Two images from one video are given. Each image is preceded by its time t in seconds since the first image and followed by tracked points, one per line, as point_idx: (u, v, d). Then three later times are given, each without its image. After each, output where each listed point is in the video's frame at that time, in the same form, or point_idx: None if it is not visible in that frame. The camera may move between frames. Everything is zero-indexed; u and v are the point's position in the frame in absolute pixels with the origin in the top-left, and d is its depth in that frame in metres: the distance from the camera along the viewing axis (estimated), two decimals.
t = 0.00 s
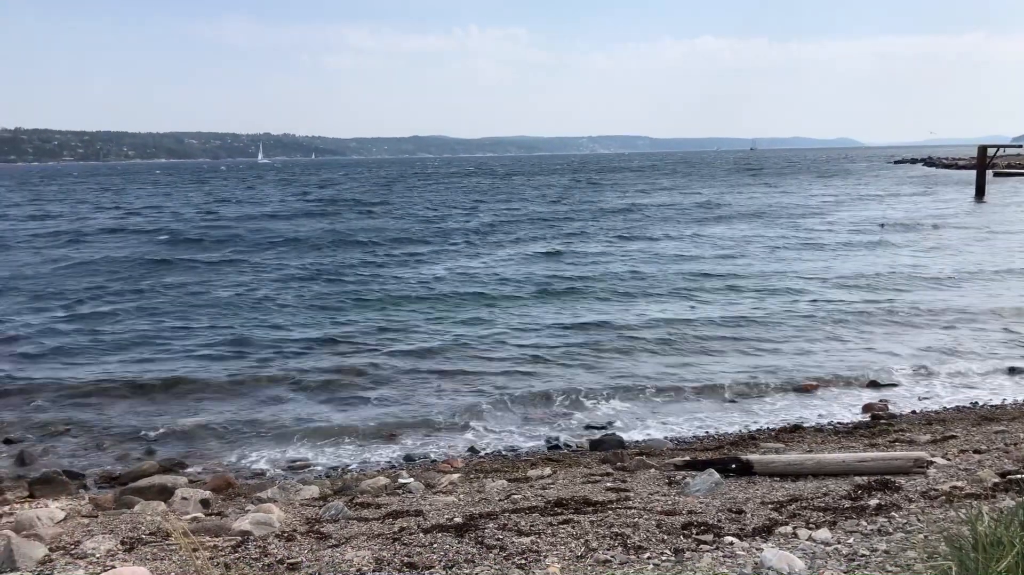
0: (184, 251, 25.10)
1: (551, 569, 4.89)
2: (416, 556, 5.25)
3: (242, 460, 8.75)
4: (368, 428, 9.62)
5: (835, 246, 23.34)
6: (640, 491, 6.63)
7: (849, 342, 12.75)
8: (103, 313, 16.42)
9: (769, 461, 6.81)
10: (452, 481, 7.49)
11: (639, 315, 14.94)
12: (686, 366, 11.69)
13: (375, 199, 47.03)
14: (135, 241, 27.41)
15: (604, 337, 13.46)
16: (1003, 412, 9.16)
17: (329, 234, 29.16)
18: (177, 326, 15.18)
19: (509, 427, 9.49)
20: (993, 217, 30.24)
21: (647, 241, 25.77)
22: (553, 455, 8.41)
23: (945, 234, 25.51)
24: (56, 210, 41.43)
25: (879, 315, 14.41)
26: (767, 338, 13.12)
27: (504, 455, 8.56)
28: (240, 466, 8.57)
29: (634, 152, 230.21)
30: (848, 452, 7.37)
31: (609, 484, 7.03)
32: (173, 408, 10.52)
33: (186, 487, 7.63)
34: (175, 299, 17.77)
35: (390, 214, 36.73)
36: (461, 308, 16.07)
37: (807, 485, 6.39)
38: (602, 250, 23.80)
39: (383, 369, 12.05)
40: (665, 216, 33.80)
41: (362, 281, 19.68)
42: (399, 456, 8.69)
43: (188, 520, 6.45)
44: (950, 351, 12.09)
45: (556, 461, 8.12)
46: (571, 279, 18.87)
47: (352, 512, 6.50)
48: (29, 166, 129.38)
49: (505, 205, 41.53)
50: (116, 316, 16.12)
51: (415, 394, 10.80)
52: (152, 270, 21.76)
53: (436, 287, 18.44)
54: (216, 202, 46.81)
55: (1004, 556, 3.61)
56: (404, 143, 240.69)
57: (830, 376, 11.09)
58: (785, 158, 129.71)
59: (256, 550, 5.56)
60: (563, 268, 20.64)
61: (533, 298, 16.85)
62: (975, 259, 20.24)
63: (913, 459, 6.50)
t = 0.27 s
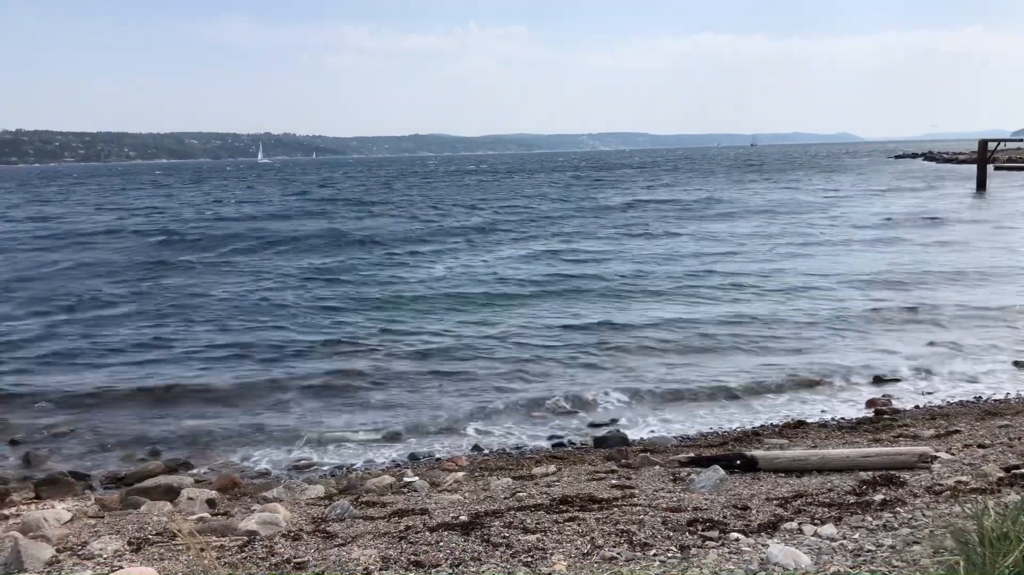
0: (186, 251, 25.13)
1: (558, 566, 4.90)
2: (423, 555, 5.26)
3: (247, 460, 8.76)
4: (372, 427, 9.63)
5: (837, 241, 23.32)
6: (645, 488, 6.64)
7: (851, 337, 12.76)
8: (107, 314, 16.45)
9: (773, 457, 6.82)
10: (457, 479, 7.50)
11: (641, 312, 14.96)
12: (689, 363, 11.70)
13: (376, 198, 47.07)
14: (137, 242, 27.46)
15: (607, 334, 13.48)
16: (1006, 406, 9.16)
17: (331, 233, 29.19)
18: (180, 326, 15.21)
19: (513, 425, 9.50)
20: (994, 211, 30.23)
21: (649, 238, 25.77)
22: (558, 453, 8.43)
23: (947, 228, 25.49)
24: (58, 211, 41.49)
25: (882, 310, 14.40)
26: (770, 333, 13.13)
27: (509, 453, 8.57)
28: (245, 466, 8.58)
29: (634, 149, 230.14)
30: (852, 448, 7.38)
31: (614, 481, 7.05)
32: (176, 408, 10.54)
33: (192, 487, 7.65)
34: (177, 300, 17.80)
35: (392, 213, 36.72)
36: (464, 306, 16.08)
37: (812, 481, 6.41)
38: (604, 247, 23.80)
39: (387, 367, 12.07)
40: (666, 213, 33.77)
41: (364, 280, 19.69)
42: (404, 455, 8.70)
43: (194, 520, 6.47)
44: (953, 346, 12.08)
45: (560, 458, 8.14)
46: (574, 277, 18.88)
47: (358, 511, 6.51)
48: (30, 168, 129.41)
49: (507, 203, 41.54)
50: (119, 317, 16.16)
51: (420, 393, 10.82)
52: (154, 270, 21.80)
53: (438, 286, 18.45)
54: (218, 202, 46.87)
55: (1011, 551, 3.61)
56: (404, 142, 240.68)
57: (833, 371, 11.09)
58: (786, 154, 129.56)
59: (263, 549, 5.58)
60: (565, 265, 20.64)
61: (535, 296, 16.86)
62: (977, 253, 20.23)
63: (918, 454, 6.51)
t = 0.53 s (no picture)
0: (189, 251, 25.15)
1: (562, 565, 4.90)
2: (427, 554, 5.26)
3: (250, 459, 8.76)
4: (375, 426, 9.63)
5: (838, 239, 23.31)
6: (649, 487, 6.64)
7: (854, 335, 12.74)
8: (109, 314, 16.47)
9: (777, 455, 6.82)
10: (461, 478, 7.50)
11: (644, 310, 14.95)
12: (692, 361, 11.69)
13: (378, 197, 47.09)
14: (139, 241, 27.48)
15: (609, 332, 13.47)
16: (1010, 404, 9.15)
17: (333, 232, 29.20)
18: (182, 326, 15.21)
19: (515, 424, 9.49)
20: (996, 208, 30.19)
21: (650, 236, 25.75)
22: (561, 451, 8.42)
23: (949, 225, 25.47)
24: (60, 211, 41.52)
25: (884, 308, 14.39)
26: (772, 331, 13.13)
27: (512, 452, 8.57)
28: (248, 465, 8.59)
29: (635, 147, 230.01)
30: (856, 446, 7.38)
31: (617, 479, 7.04)
32: (179, 408, 10.54)
33: (196, 487, 7.66)
34: (179, 299, 17.80)
35: (394, 212, 36.73)
36: (466, 305, 16.08)
37: (816, 479, 6.40)
38: (606, 246, 23.80)
39: (389, 366, 12.07)
40: (667, 211, 33.74)
41: (366, 279, 19.70)
42: (407, 454, 8.70)
43: (198, 519, 6.47)
44: (956, 343, 12.07)
45: (564, 457, 8.14)
46: (575, 275, 18.89)
47: (362, 511, 6.51)
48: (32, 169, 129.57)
49: (509, 201, 41.54)
50: (121, 316, 16.17)
51: (422, 392, 10.82)
52: (156, 270, 21.82)
53: (440, 284, 18.45)
54: (219, 201, 46.92)
55: (1017, 549, 3.60)
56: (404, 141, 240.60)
57: (836, 369, 11.09)
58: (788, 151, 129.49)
59: (267, 548, 5.58)
60: (567, 264, 20.63)
61: (537, 294, 16.85)
62: (979, 250, 20.20)
63: (922, 452, 6.51)
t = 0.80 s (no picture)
0: (193, 249, 25.18)
1: (567, 564, 4.91)
2: (431, 552, 5.27)
3: (254, 457, 8.77)
4: (379, 424, 9.63)
5: (842, 238, 23.26)
6: (653, 485, 6.64)
7: (858, 334, 12.72)
8: (113, 312, 16.51)
9: (781, 454, 6.81)
10: (465, 476, 7.50)
11: (648, 309, 14.94)
12: (696, 359, 11.68)
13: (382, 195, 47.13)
14: (143, 240, 27.52)
15: (613, 331, 13.46)
16: (1014, 403, 9.13)
17: (337, 230, 29.23)
18: (186, 324, 15.24)
19: (519, 423, 9.49)
20: (1000, 207, 30.11)
21: (654, 235, 25.72)
22: (565, 450, 8.42)
23: (953, 225, 25.42)
24: (65, 209, 41.59)
25: (888, 307, 14.37)
26: (776, 330, 13.11)
27: (516, 450, 8.57)
28: (252, 463, 8.59)
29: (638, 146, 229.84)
30: (860, 445, 7.38)
31: (621, 478, 7.04)
32: (183, 406, 10.55)
33: (200, 485, 7.66)
34: (183, 297, 17.82)
35: (397, 211, 36.71)
36: (470, 303, 16.08)
37: (820, 478, 6.39)
38: (610, 244, 23.77)
39: (393, 365, 12.08)
40: (671, 210, 33.71)
41: (370, 277, 19.71)
42: (412, 452, 8.70)
43: (202, 517, 6.48)
44: (960, 342, 12.05)
45: (568, 456, 8.13)
46: (579, 274, 18.91)
47: (366, 509, 6.51)
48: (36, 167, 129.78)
49: (513, 200, 41.54)
50: (126, 314, 16.20)
51: (426, 390, 10.82)
52: (160, 268, 21.85)
53: (443, 283, 18.45)
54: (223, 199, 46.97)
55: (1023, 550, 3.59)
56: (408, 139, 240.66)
57: (840, 368, 11.07)
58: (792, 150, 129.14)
59: (271, 546, 5.58)
60: (570, 263, 20.62)
61: (539, 293, 16.86)
62: (984, 249, 20.16)
63: (926, 451, 6.50)
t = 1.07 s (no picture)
0: (198, 245, 25.23)
1: (571, 560, 4.92)
2: (436, 548, 5.28)
3: (258, 454, 8.78)
4: (383, 421, 9.64)
5: (847, 237, 23.21)
6: (657, 483, 6.64)
7: (863, 333, 12.70)
8: (119, 308, 16.55)
9: (785, 452, 6.82)
10: (469, 473, 7.51)
11: (652, 307, 14.92)
12: (700, 358, 11.67)
13: (387, 193, 47.16)
14: (149, 236, 27.57)
15: (618, 329, 13.46)
16: (1019, 403, 9.10)
17: (341, 227, 29.24)
18: (191, 320, 15.27)
19: (523, 420, 9.49)
20: (1006, 207, 29.99)
21: (658, 233, 25.69)
22: (569, 447, 8.42)
23: (958, 224, 25.34)
24: (70, 206, 41.67)
25: (893, 306, 14.34)
26: (781, 329, 13.10)
27: (521, 448, 8.57)
28: (257, 459, 8.61)
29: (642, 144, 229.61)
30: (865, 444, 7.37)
31: (626, 476, 7.05)
32: (188, 402, 10.57)
33: (205, 480, 7.68)
34: (187, 294, 17.83)
35: (402, 208, 36.71)
36: (474, 301, 16.08)
37: (825, 477, 6.40)
38: (615, 242, 23.76)
39: (397, 362, 12.08)
40: (675, 208, 33.66)
41: (374, 274, 19.73)
42: (416, 449, 8.71)
43: (207, 513, 6.49)
44: (965, 342, 12.03)
45: (572, 453, 8.13)
46: (584, 271, 18.90)
47: (371, 505, 6.53)
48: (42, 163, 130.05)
49: (518, 197, 41.54)
50: (131, 310, 16.23)
51: (431, 387, 10.83)
52: (166, 264, 21.90)
53: (447, 280, 18.45)
54: (228, 196, 47.04)
55: None
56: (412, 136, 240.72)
57: (844, 367, 11.05)
58: (797, 149, 128.89)
59: (276, 542, 5.59)
60: (574, 260, 20.61)
61: (544, 291, 16.86)
62: (989, 249, 20.09)
63: (931, 450, 6.50)
